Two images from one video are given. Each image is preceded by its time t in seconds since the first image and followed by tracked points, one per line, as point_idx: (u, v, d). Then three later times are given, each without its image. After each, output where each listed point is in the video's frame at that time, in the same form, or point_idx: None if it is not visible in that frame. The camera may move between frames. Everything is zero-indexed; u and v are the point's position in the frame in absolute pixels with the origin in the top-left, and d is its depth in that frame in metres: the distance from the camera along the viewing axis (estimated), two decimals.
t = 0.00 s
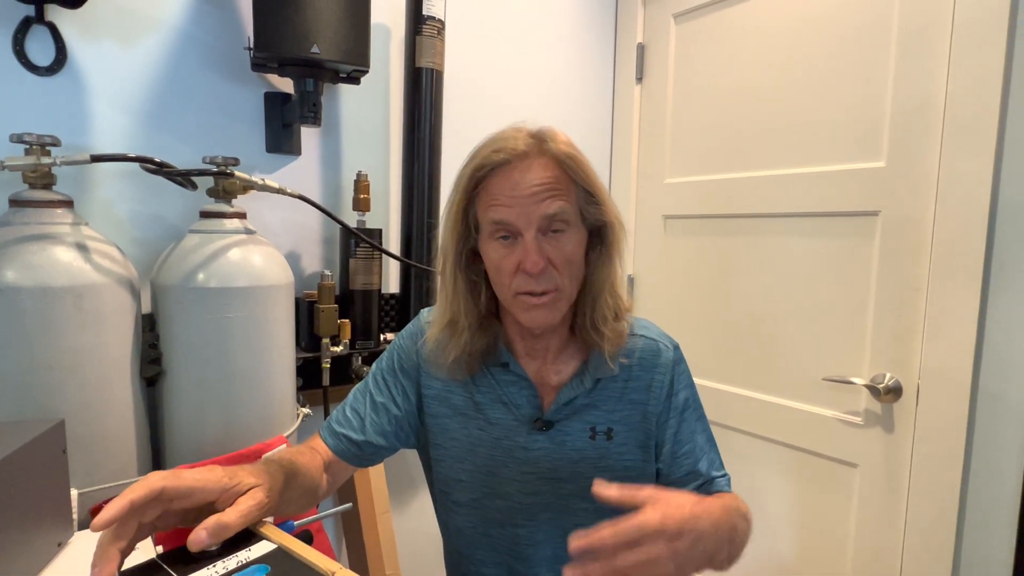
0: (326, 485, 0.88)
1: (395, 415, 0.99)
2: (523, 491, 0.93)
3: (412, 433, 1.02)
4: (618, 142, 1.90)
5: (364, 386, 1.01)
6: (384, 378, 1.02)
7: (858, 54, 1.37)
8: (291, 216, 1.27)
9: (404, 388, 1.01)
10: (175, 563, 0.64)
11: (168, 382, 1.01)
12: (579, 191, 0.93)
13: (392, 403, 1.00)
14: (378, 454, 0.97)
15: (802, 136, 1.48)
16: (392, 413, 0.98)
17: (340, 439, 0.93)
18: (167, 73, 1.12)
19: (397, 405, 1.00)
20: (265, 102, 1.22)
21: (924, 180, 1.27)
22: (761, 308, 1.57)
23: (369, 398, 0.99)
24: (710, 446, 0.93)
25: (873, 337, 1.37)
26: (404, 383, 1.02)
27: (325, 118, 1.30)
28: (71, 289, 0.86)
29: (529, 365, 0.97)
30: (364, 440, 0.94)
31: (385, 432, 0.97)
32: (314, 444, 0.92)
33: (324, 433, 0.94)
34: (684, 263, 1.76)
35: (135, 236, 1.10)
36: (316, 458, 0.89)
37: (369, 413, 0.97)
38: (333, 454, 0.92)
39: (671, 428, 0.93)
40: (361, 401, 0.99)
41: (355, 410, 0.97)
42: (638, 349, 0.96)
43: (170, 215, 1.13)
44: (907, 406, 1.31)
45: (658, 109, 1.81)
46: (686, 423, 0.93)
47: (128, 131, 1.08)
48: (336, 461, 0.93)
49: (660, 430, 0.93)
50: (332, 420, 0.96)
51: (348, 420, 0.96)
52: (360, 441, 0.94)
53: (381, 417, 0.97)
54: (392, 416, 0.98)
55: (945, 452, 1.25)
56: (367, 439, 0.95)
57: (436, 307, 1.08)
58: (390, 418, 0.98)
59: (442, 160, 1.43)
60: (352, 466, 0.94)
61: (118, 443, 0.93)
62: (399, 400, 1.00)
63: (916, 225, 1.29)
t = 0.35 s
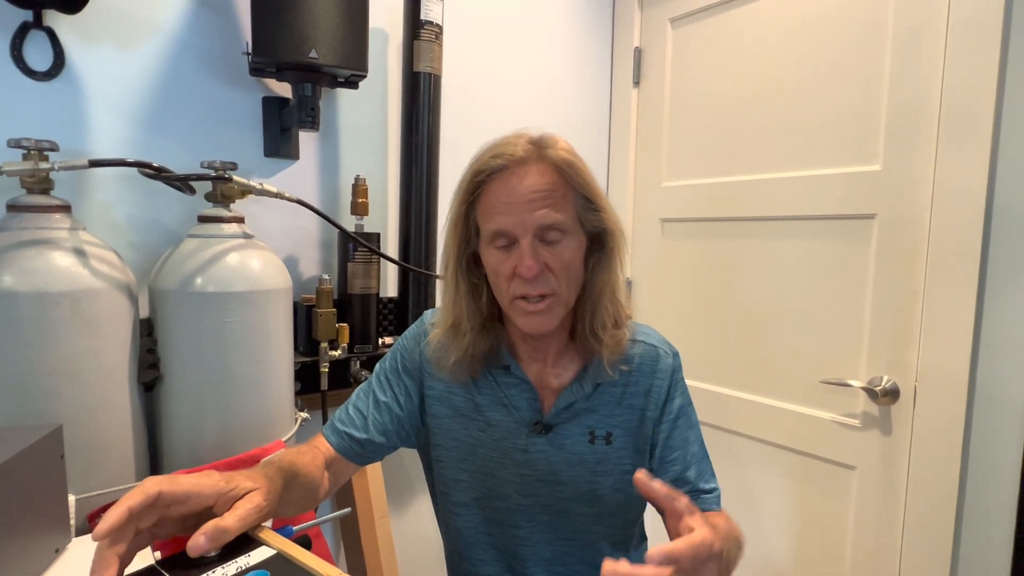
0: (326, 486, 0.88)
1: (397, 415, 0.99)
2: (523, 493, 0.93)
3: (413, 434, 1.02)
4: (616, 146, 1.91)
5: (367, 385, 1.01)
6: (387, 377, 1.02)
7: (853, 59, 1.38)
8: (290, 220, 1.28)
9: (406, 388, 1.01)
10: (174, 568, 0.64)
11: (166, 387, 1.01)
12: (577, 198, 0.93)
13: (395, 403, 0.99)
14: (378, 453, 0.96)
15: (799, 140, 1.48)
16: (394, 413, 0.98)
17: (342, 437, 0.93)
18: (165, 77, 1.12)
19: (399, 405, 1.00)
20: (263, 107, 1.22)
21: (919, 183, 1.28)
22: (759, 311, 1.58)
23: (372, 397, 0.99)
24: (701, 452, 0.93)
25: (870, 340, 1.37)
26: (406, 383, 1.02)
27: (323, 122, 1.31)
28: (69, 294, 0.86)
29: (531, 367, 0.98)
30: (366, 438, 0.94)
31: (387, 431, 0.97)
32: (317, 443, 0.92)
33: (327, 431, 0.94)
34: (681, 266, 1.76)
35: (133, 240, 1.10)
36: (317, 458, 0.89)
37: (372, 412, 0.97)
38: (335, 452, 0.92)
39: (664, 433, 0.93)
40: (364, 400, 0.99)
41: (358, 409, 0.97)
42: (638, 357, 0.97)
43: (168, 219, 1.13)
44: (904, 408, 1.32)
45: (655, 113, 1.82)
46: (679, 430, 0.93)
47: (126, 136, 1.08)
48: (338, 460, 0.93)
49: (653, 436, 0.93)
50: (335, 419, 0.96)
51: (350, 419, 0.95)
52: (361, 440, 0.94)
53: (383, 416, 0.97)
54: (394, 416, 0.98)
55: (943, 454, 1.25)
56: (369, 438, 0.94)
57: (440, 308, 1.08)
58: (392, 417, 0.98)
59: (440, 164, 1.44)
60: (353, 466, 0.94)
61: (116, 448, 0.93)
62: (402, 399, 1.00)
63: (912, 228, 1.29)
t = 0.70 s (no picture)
0: (324, 486, 0.88)
1: (396, 416, 0.98)
2: (523, 496, 0.93)
3: (413, 435, 1.02)
4: (613, 146, 1.91)
5: (365, 387, 1.01)
6: (386, 378, 1.02)
7: (850, 59, 1.38)
8: (287, 221, 1.27)
9: (405, 390, 1.01)
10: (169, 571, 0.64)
11: (163, 388, 1.01)
12: (557, 202, 0.91)
13: (394, 404, 0.99)
14: (377, 454, 0.96)
15: (796, 140, 1.49)
16: (393, 414, 0.98)
17: (340, 439, 0.93)
18: (162, 77, 1.11)
19: (398, 406, 1.00)
20: (260, 107, 1.22)
21: (916, 183, 1.28)
22: (757, 311, 1.58)
23: (370, 399, 0.99)
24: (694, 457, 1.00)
25: (868, 340, 1.37)
26: (405, 384, 1.01)
27: (320, 123, 1.30)
28: (65, 296, 0.85)
29: (529, 370, 0.97)
30: (365, 440, 0.94)
31: (385, 432, 0.97)
32: (316, 444, 0.92)
33: (325, 432, 0.94)
34: (678, 266, 1.77)
35: (129, 241, 1.10)
36: (316, 458, 0.89)
37: (370, 413, 0.97)
38: (334, 454, 0.92)
39: (663, 436, 0.97)
40: (362, 401, 0.98)
41: (357, 410, 0.97)
42: (638, 361, 0.98)
43: (164, 220, 1.13)
44: (902, 407, 1.32)
45: (653, 113, 1.82)
46: (679, 434, 0.98)
47: (122, 136, 1.08)
48: (336, 462, 0.92)
49: (654, 440, 0.96)
50: (333, 420, 0.95)
51: (349, 420, 0.95)
52: (361, 441, 0.94)
53: (381, 417, 0.97)
54: (393, 417, 0.98)
55: (940, 454, 1.25)
56: (368, 440, 0.94)
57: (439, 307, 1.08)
58: (390, 419, 0.98)
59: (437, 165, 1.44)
60: (352, 466, 0.94)
61: (113, 450, 0.93)
62: (400, 401, 1.00)
63: (909, 228, 1.30)
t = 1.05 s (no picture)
0: (322, 487, 0.87)
1: (395, 417, 0.98)
2: (523, 497, 0.93)
3: (411, 435, 1.02)
4: (611, 145, 1.90)
5: (364, 387, 1.00)
6: (385, 379, 1.01)
7: (848, 58, 1.38)
8: (285, 220, 1.27)
9: (405, 390, 1.01)
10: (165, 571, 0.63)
11: (160, 389, 1.00)
12: (564, 204, 0.91)
13: (392, 405, 0.99)
14: (376, 455, 0.96)
15: (794, 139, 1.49)
16: (392, 414, 0.98)
17: (339, 439, 0.93)
18: (158, 76, 1.11)
19: (396, 406, 0.99)
20: (257, 106, 1.21)
21: (915, 182, 1.28)
22: (756, 310, 1.58)
23: (369, 399, 0.98)
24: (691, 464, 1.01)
25: (867, 338, 1.37)
26: (405, 384, 1.01)
27: (317, 122, 1.30)
28: (62, 296, 0.85)
29: (532, 371, 0.97)
30: (364, 441, 0.93)
31: (383, 433, 0.96)
32: (315, 446, 0.91)
33: (324, 433, 0.93)
34: (677, 265, 1.76)
35: (126, 241, 1.09)
36: (314, 460, 0.88)
37: (369, 413, 0.96)
38: (331, 454, 0.92)
39: (662, 438, 0.98)
40: (361, 401, 0.98)
41: (356, 411, 0.96)
42: (641, 362, 0.98)
43: (161, 220, 1.13)
44: (900, 406, 1.32)
45: (651, 112, 1.81)
46: (679, 440, 0.99)
47: (119, 136, 1.07)
48: (334, 462, 0.92)
49: (653, 442, 0.97)
50: (332, 421, 0.95)
51: (347, 421, 0.94)
52: (360, 442, 0.93)
53: (380, 417, 0.97)
54: (391, 417, 0.98)
55: (939, 453, 1.25)
56: (366, 440, 0.94)
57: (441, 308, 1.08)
58: (389, 419, 0.97)
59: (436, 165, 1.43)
60: (350, 467, 0.94)
61: (110, 451, 0.92)
62: (400, 402, 1.00)
63: (908, 227, 1.30)
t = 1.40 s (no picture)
0: (321, 489, 0.87)
1: (394, 418, 0.98)
2: (523, 497, 0.92)
3: (411, 436, 1.02)
4: (610, 144, 1.90)
5: (363, 389, 1.00)
6: (384, 380, 1.01)
7: (847, 56, 1.38)
8: (284, 220, 1.26)
9: (403, 391, 1.00)
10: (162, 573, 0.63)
11: (158, 389, 1.00)
12: (559, 200, 0.91)
13: (392, 406, 0.99)
14: (375, 457, 0.95)
15: (793, 138, 1.49)
16: (391, 415, 0.98)
17: (338, 441, 0.92)
18: (156, 76, 1.11)
19: (396, 408, 0.99)
20: (255, 106, 1.21)
21: (914, 180, 1.28)
22: (755, 310, 1.58)
23: (368, 401, 0.98)
24: (694, 460, 0.99)
25: (866, 337, 1.37)
26: (403, 386, 1.01)
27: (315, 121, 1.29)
28: (59, 296, 0.84)
29: (529, 369, 0.97)
30: (363, 442, 0.93)
31: (383, 434, 0.96)
32: (314, 448, 0.91)
33: (323, 436, 0.93)
34: (676, 264, 1.76)
35: (123, 241, 1.09)
36: (313, 462, 0.88)
37: (368, 415, 0.96)
38: (331, 457, 0.91)
39: (662, 435, 0.96)
40: (360, 403, 0.97)
41: (355, 413, 0.96)
42: (638, 358, 0.97)
43: (159, 220, 1.12)
44: (900, 405, 1.32)
45: (650, 111, 1.81)
46: (679, 435, 0.97)
47: (116, 135, 1.07)
48: (335, 464, 0.91)
49: (652, 440, 0.96)
50: (331, 424, 0.94)
51: (346, 424, 0.94)
52: (359, 444, 0.93)
53: (379, 419, 0.96)
54: (391, 419, 0.97)
55: (938, 452, 1.25)
56: (366, 442, 0.93)
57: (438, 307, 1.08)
58: (388, 421, 0.97)
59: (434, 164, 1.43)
60: (351, 469, 0.93)
61: (108, 452, 0.92)
62: (399, 403, 0.99)
63: (907, 226, 1.29)
